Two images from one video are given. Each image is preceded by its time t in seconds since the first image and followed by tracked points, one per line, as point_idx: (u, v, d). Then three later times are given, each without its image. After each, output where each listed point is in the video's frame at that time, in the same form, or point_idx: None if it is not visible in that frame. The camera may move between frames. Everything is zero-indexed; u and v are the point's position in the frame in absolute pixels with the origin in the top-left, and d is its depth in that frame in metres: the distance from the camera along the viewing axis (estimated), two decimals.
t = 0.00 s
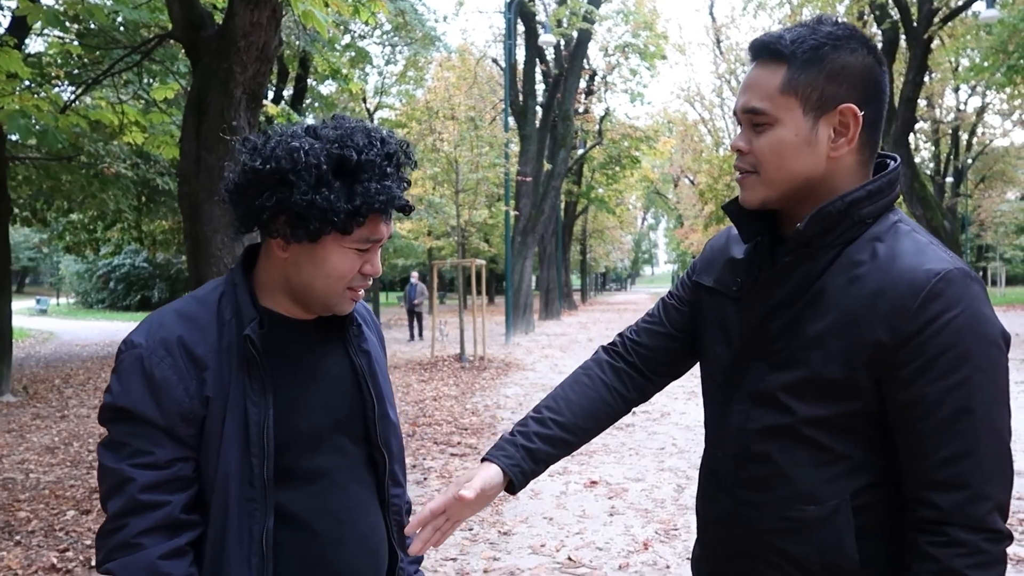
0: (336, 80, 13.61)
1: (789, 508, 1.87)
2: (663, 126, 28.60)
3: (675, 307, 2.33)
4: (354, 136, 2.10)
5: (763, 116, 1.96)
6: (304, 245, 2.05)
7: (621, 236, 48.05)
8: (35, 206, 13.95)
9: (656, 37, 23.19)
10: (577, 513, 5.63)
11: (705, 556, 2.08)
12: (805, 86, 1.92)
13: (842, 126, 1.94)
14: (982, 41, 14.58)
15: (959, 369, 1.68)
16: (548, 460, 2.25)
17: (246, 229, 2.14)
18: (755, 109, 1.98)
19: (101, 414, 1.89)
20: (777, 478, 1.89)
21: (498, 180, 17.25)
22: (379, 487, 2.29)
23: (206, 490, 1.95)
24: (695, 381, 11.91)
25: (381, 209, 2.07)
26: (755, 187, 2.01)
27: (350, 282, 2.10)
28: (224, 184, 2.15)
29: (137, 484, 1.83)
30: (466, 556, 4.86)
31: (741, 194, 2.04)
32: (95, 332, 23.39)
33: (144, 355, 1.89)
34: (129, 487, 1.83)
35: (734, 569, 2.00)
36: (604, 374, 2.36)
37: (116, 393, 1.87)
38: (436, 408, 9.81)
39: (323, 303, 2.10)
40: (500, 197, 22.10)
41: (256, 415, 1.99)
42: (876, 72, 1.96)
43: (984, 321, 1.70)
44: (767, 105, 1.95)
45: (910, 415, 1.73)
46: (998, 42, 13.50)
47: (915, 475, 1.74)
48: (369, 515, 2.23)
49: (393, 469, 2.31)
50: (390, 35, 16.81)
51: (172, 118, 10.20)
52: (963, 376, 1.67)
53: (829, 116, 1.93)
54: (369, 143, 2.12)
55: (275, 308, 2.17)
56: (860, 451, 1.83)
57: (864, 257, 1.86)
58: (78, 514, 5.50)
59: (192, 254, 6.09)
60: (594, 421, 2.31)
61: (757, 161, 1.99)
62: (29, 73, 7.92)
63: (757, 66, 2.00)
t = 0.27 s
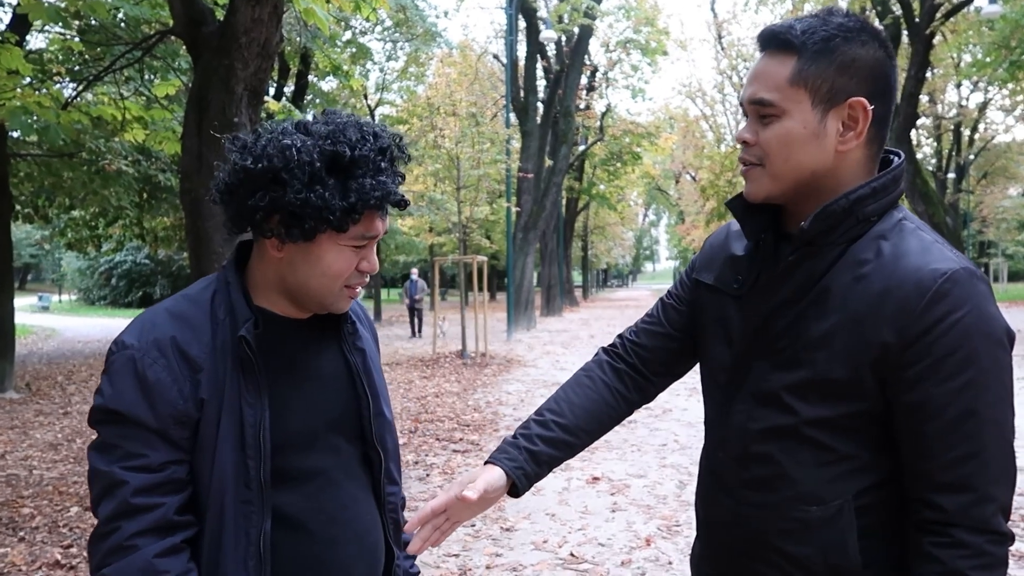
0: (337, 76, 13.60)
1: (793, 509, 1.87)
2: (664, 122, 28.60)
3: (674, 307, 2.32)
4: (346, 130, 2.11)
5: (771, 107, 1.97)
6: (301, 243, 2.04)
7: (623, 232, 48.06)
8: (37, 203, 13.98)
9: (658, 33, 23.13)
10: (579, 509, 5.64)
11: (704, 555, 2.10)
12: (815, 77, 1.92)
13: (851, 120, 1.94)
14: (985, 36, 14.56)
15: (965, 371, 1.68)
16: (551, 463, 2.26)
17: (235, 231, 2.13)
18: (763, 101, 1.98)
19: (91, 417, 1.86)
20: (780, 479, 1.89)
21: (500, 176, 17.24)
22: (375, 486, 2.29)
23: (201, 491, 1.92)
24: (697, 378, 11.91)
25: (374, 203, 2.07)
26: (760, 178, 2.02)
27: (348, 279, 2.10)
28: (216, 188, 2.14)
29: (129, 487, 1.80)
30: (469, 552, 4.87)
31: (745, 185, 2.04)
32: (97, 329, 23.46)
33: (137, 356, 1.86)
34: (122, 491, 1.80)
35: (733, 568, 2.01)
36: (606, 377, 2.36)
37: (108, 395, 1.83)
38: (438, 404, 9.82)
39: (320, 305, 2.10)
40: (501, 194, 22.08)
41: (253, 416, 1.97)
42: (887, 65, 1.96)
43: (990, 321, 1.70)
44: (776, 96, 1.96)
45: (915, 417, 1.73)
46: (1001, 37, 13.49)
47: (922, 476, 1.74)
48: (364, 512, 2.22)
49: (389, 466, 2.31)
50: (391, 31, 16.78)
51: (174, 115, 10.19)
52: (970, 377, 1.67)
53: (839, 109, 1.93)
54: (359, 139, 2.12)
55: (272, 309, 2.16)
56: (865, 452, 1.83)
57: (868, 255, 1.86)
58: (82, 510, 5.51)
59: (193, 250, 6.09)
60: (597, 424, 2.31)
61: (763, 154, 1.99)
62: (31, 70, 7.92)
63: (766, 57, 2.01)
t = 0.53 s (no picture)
0: (348, 76, 13.63)
1: (799, 510, 1.87)
2: (675, 120, 28.53)
3: (680, 309, 2.33)
4: (291, 111, 2.00)
5: (787, 99, 1.96)
6: (299, 235, 1.99)
7: (633, 230, 48.01)
8: (50, 203, 14.09)
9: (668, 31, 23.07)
10: (589, 508, 5.64)
11: (711, 557, 2.10)
12: (831, 70, 1.92)
13: (867, 113, 1.94)
14: (998, 33, 14.47)
15: (975, 370, 1.68)
16: (557, 465, 2.26)
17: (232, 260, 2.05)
18: (779, 93, 1.98)
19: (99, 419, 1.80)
20: (787, 481, 1.90)
21: (510, 175, 17.25)
22: (380, 487, 2.24)
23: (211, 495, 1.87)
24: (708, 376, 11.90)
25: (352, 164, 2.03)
26: (773, 170, 2.02)
27: (364, 248, 2.07)
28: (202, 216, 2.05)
29: (139, 490, 1.74)
30: (479, 551, 4.88)
31: (758, 177, 2.04)
32: (110, 328, 23.60)
33: (146, 360, 1.79)
34: (131, 495, 1.74)
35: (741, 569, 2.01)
36: (613, 379, 2.37)
37: (115, 399, 1.77)
38: (449, 403, 9.84)
39: (345, 282, 2.07)
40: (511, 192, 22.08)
41: (263, 422, 1.92)
42: (903, 59, 1.96)
43: (999, 321, 1.70)
44: (792, 88, 1.95)
45: (924, 416, 1.73)
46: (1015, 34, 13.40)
47: (931, 476, 1.74)
48: (371, 514, 2.18)
49: (394, 468, 2.27)
50: (401, 30, 16.79)
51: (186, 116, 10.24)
52: (979, 376, 1.68)
53: (855, 102, 1.93)
54: (307, 112, 2.02)
55: (292, 312, 2.13)
56: (872, 453, 1.83)
57: (877, 254, 1.86)
58: (96, 508, 5.56)
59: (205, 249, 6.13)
60: (603, 426, 2.32)
61: (779, 145, 1.99)
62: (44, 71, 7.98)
63: (782, 50, 2.01)
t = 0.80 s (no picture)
0: (359, 71, 13.68)
1: (805, 502, 1.90)
2: (687, 112, 28.43)
3: (684, 307, 2.35)
4: (283, 107, 1.99)
5: (790, 92, 1.98)
6: (303, 229, 1.98)
7: (645, 223, 47.93)
8: (66, 199, 14.23)
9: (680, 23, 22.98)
10: (601, 500, 5.68)
11: (719, 551, 2.11)
12: (834, 64, 1.94)
13: (868, 107, 1.96)
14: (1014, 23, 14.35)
15: (976, 356, 1.72)
16: (569, 468, 2.27)
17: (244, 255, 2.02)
18: (782, 86, 2.00)
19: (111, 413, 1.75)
20: (792, 472, 1.92)
21: (521, 169, 17.27)
22: (388, 480, 2.22)
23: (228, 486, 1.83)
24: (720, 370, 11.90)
25: (348, 151, 2.01)
26: (776, 164, 2.03)
27: (369, 236, 2.04)
28: (206, 225, 2.03)
29: (155, 481, 1.69)
30: (491, 543, 4.92)
31: (762, 171, 2.06)
32: (125, 322, 23.84)
33: (160, 356, 1.76)
34: (147, 485, 1.69)
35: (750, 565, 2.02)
36: (622, 379, 2.39)
37: (130, 393, 1.73)
38: (461, 396, 9.90)
39: (351, 273, 2.06)
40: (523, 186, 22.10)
41: (275, 417, 1.89)
42: (903, 56, 1.98)
43: (998, 308, 1.74)
44: (794, 81, 1.97)
45: (927, 403, 1.76)
46: None
47: (933, 462, 1.77)
48: (380, 507, 2.17)
49: (402, 462, 2.24)
50: (412, 24, 16.80)
51: (200, 111, 10.33)
52: (980, 363, 1.72)
53: (855, 96, 1.95)
54: (296, 108, 2.00)
55: (302, 308, 2.12)
56: (876, 442, 1.86)
57: (877, 245, 1.88)
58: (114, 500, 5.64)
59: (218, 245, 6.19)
60: (614, 427, 2.34)
61: (781, 138, 2.00)
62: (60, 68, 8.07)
63: (785, 44, 2.03)
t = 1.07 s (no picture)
0: (367, 69, 13.72)
1: (802, 490, 1.94)
2: (694, 110, 28.38)
3: (675, 305, 2.40)
4: (282, 110, 2.03)
5: (788, 92, 2.02)
6: (306, 226, 2.02)
7: (651, 221, 47.90)
8: (75, 197, 14.33)
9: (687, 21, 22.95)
10: (605, 496, 5.72)
11: (717, 542, 2.14)
12: (833, 68, 1.98)
13: (862, 113, 2.00)
14: None
15: (967, 346, 1.77)
16: (560, 458, 2.31)
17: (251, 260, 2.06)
18: (782, 86, 2.04)
19: (141, 405, 1.79)
20: (789, 461, 1.96)
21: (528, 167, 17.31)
22: (391, 471, 2.27)
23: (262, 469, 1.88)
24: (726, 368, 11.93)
25: (347, 150, 2.05)
26: (772, 164, 2.07)
27: (371, 231, 2.09)
28: (213, 226, 2.07)
29: (205, 460, 1.73)
30: (496, 537, 4.97)
31: (757, 170, 2.10)
32: (134, 319, 23.96)
33: (187, 349, 1.81)
34: (197, 465, 1.72)
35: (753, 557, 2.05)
36: (613, 374, 2.44)
37: (161, 382, 1.77)
38: (467, 393, 9.96)
39: (352, 270, 2.10)
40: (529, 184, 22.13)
41: (287, 405, 1.93)
42: (900, 65, 2.02)
43: (986, 301, 1.80)
44: (794, 82, 2.01)
45: (920, 392, 1.81)
46: None
47: (925, 449, 1.82)
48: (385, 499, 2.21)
49: (405, 454, 2.30)
50: (419, 23, 16.83)
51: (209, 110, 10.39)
52: (971, 352, 1.77)
53: (851, 101, 1.99)
54: (298, 110, 2.04)
55: (307, 303, 2.16)
56: (871, 432, 1.90)
57: (873, 240, 1.93)
58: (124, 494, 5.70)
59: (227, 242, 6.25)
60: (605, 419, 2.37)
61: (776, 138, 2.05)
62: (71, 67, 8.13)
63: (789, 47, 2.07)
